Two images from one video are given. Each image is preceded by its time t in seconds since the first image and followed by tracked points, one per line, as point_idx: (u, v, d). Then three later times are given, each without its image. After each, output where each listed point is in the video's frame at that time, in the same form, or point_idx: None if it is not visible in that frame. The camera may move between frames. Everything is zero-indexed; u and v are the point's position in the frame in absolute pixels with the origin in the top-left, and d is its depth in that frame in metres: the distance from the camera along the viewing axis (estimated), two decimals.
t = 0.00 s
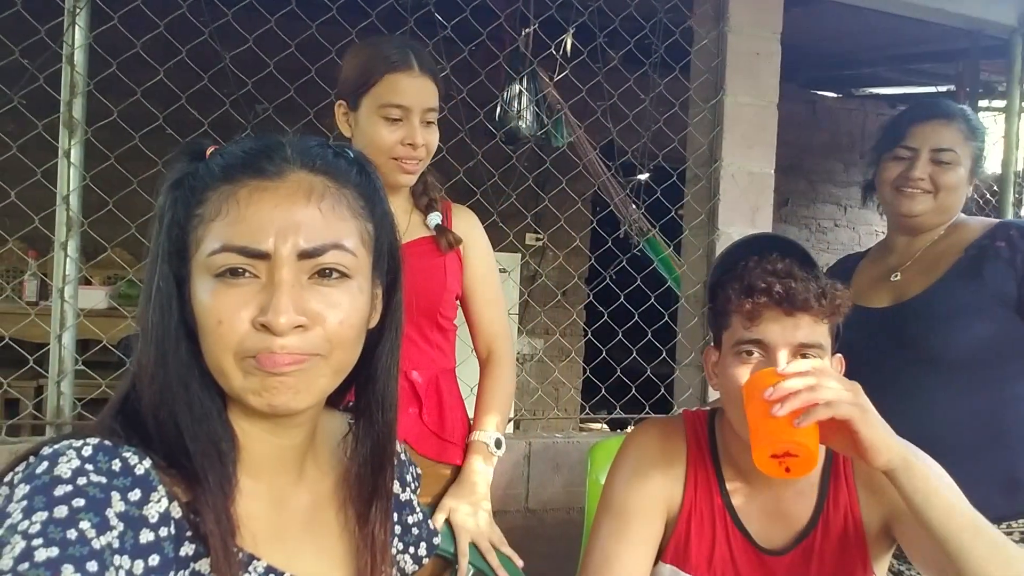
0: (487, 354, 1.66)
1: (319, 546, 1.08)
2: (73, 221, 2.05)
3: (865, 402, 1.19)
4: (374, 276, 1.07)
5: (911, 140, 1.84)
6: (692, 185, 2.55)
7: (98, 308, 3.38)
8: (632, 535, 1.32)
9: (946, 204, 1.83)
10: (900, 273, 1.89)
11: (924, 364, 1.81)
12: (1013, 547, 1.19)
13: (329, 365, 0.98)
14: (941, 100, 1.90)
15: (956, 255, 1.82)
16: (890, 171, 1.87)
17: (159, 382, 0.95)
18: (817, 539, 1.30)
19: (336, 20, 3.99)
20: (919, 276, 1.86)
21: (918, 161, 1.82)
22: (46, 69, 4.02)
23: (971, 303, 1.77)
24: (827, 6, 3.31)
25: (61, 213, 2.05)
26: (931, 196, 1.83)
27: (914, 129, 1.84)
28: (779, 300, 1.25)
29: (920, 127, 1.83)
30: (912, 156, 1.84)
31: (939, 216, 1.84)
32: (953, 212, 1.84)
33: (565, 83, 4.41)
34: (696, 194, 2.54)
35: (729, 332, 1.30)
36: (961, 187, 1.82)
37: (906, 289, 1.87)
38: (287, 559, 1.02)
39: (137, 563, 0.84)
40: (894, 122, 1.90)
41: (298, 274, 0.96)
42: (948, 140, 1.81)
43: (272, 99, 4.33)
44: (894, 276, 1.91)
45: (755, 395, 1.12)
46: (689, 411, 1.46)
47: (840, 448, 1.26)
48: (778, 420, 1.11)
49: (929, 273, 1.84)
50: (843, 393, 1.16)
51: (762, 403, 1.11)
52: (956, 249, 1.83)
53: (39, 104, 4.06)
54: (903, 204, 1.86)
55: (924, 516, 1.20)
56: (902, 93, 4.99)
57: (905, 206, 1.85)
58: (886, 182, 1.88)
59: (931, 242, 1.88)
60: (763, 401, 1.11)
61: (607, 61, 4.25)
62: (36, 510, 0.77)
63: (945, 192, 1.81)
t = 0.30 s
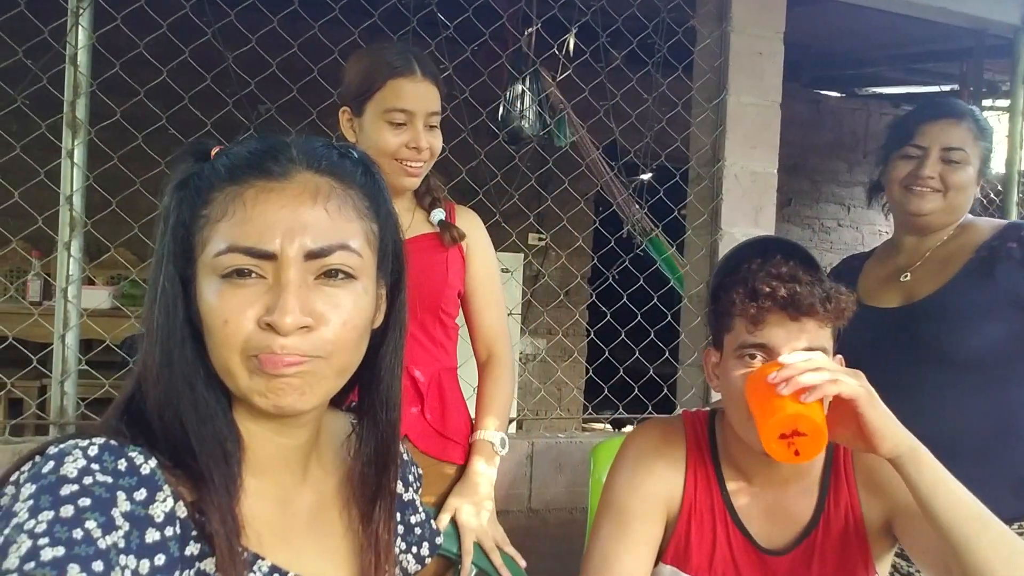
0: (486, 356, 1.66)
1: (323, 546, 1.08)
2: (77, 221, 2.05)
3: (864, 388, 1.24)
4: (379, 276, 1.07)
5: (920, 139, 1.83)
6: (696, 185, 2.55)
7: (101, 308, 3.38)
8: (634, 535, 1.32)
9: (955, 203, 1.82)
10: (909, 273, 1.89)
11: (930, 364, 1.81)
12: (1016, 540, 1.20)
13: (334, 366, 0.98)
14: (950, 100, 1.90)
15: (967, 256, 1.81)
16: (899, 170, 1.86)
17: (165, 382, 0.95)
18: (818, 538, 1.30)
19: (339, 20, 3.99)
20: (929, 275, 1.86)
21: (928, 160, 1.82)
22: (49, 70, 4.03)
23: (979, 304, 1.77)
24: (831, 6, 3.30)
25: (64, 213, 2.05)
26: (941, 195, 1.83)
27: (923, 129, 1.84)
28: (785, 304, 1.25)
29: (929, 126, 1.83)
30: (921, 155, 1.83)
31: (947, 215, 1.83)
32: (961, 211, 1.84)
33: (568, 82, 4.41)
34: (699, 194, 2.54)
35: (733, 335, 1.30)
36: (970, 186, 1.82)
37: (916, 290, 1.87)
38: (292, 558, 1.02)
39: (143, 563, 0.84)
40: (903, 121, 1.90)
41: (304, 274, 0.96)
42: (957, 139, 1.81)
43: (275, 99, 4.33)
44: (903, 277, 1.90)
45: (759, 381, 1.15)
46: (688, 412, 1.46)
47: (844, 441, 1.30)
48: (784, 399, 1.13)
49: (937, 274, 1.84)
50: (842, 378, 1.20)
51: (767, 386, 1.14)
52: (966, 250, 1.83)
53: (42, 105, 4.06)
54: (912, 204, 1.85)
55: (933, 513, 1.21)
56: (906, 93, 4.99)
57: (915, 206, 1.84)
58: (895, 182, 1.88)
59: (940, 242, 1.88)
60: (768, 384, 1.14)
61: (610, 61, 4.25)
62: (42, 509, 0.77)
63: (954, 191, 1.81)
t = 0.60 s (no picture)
0: (488, 359, 1.67)
1: (325, 545, 1.08)
2: (81, 221, 2.06)
3: (869, 388, 1.23)
4: (382, 277, 1.07)
5: (926, 139, 1.82)
6: (699, 185, 2.55)
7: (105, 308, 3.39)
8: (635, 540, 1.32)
9: (961, 203, 1.81)
10: (914, 274, 1.87)
11: (935, 366, 1.81)
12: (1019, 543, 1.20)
13: (338, 368, 0.98)
14: (956, 100, 1.88)
15: (974, 256, 1.81)
16: (904, 170, 1.85)
17: (167, 382, 0.95)
18: (822, 540, 1.30)
19: (342, 20, 3.99)
20: (933, 277, 1.85)
21: (934, 160, 1.81)
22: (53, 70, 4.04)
23: (985, 306, 1.77)
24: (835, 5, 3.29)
25: (68, 213, 2.06)
26: (946, 196, 1.82)
27: (930, 129, 1.82)
28: (791, 306, 1.25)
29: (936, 127, 1.82)
30: (928, 155, 1.82)
31: (953, 216, 1.83)
32: (967, 212, 1.83)
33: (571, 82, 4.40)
34: (702, 194, 2.54)
35: (737, 338, 1.29)
36: (976, 187, 1.81)
37: (921, 291, 1.86)
38: (295, 559, 1.02)
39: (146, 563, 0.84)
40: (910, 122, 1.89)
41: (308, 276, 0.96)
42: (963, 139, 1.80)
43: (278, 99, 4.34)
44: (908, 277, 1.88)
45: (766, 381, 1.16)
46: (690, 413, 1.45)
47: (848, 443, 1.29)
48: (790, 397, 1.13)
49: (941, 274, 1.83)
50: (848, 377, 1.21)
51: (773, 385, 1.15)
52: (971, 250, 1.82)
53: (46, 105, 4.07)
54: (917, 204, 1.84)
55: (938, 514, 1.21)
56: (909, 92, 4.97)
57: (920, 207, 1.83)
58: (901, 182, 1.86)
59: (945, 243, 1.86)
60: (773, 381, 1.15)
61: (613, 61, 4.24)
62: (45, 510, 0.77)
63: (960, 192, 1.80)
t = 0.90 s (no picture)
0: (490, 360, 1.66)
1: (328, 545, 1.08)
2: (84, 221, 2.06)
3: (877, 387, 1.23)
4: (384, 276, 1.07)
5: (928, 140, 1.82)
6: (701, 185, 2.55)
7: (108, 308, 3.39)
8: (637, 540, 1.32)
9: (963, 204, 1.81)
10: (915, 274, 1.87)
11: (937, 364, 1.81)
12: None
13: (341, 367, 0.98)
14: (959, 100, 1.88)
15: (974, 255, 1.80)
16: (906, 171, 1.85)
17: (171, 382, 0.95)
18: (825, 541, 1.30)
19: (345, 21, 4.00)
20: (934, 277, 1.85)
21: (936, 162, 1.81)
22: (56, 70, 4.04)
23: (988, 304, 1.77)
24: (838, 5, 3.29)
25: (71, 213, 2.06)
26: (948, 196, 1.82)
27: (931, 130, 1.83)
28: (799, 304, 1.25)
29: (938, 127, 1.82)
30: (929, 156, 1.82)
31: (955, 217, 1.83)
32: (969, 213, 1.82)
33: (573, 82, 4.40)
34: (705, 194, 2.54)
35: (743, 337, 1.29)
36: (979, 188, 1.81)
37: (922, 291, 1.86)
38: (298, 559, 1.02)
39: (150, 562, 0.84)
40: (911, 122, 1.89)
41: (311, 276, 0.96)
42: (966, 140, 1.80)
43: (280, 99, 4.35)
44: (910, 277, 1.88)
45: (775, 377, 1.16)
46: (693, 415, 1.45)
47: (854, 443, 1.29)
48: (797, 391, 1.13)
49: (942, 275, 1.83)
50: (855, 375, 1.20)
51: (780, 380, 1.15)
52: (973, 250, 1.82)
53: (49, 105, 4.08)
54: (919, 206, 1.84)
55: (944, 514, 1.21)
56: (912, 92, 4.97)
57: (921, 207, 1.83)
58: (902, 183, 1.87)
59: (947, 242, 1.86)
60: (781, 377, 1.15)
61: (616, 61, 4.24)
62: (50, 509, 0.77)
63: (961, 193, 1.80)
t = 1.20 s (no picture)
0: (492, 361, 1.67)
1: (331, 545, 1.08)
2: (87, 222, 2.06)
3: (881, 388, 1.23)
4: (387, 276, 1.08)
5: (927, 140, 1.82)
6: (704, 185, 2.55)
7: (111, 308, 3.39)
8: (639, 543, 1.32)
9: (962, 204, 1.81)
10: (914, 273, 1.87)
11: (940, 363, 1.80)
12: None
13: (347, 367, 0.98)
14: (958, 101, 1.88)
15: (974, 254, 1.80)
16: (905, 172, 1.85)
17: (174, 382, 0.95)
18: (829, 544, 1.30)
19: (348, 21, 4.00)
20: (934, 276, 1.85)
21: (935, 162, 1.80)
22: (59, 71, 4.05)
23: (989, 304, 1.76)
24: (840, 5, 3.29)
25: (74, 214, 2.06)
26: (947, 197, 1.82)
27: (929, 130, 1.83)
28: (802, 304, 1.25)
29: (936, 127, 1.81)
30: (928, 156, 1.82)
31: (955, 216, 1.82)
32: (969, 212, 1.82)
33: (575, 82, 4.40)
34: (707, 194, 2.54)
35: (746, 338, 1.28)
36: (978, 188, 1.81)
37: (921, 290, 1.85)
38: (301, 560, 1.02)
39: (153, 563, 0.84)
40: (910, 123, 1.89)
41: (318, 275, 0.96)
42: (964, 140, 1.79)
43: (283, 100, 4.35)
44: (909, 277, 1.88)
45: (778, 376, 1.16)
46: (695, 417, 1.45)
47: (860, 444, 1.29)
48: (800, 389, 1.13)
49: (942, 274, 1.83)
50: (860, 375, 1.21)
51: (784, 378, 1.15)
52: (972, 249, 1.81)
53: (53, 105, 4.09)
54: (918, 206, 1.84)
55: (949, 514, 1.21)
56: (914, 92, 4.96)
57: (921, 207, 1.83)
58: (902, 183, 1.87)
59: (947, 242, 1.86)
60: (784, 376, 1.15)
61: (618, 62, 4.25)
62: (53, 509, 0.77)
63: (961, 192, 1.80)
